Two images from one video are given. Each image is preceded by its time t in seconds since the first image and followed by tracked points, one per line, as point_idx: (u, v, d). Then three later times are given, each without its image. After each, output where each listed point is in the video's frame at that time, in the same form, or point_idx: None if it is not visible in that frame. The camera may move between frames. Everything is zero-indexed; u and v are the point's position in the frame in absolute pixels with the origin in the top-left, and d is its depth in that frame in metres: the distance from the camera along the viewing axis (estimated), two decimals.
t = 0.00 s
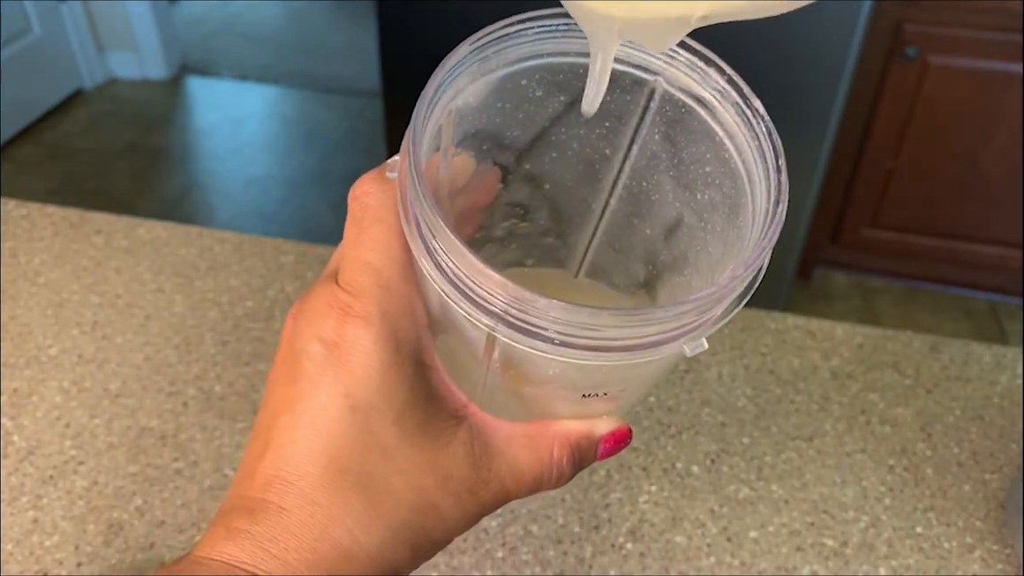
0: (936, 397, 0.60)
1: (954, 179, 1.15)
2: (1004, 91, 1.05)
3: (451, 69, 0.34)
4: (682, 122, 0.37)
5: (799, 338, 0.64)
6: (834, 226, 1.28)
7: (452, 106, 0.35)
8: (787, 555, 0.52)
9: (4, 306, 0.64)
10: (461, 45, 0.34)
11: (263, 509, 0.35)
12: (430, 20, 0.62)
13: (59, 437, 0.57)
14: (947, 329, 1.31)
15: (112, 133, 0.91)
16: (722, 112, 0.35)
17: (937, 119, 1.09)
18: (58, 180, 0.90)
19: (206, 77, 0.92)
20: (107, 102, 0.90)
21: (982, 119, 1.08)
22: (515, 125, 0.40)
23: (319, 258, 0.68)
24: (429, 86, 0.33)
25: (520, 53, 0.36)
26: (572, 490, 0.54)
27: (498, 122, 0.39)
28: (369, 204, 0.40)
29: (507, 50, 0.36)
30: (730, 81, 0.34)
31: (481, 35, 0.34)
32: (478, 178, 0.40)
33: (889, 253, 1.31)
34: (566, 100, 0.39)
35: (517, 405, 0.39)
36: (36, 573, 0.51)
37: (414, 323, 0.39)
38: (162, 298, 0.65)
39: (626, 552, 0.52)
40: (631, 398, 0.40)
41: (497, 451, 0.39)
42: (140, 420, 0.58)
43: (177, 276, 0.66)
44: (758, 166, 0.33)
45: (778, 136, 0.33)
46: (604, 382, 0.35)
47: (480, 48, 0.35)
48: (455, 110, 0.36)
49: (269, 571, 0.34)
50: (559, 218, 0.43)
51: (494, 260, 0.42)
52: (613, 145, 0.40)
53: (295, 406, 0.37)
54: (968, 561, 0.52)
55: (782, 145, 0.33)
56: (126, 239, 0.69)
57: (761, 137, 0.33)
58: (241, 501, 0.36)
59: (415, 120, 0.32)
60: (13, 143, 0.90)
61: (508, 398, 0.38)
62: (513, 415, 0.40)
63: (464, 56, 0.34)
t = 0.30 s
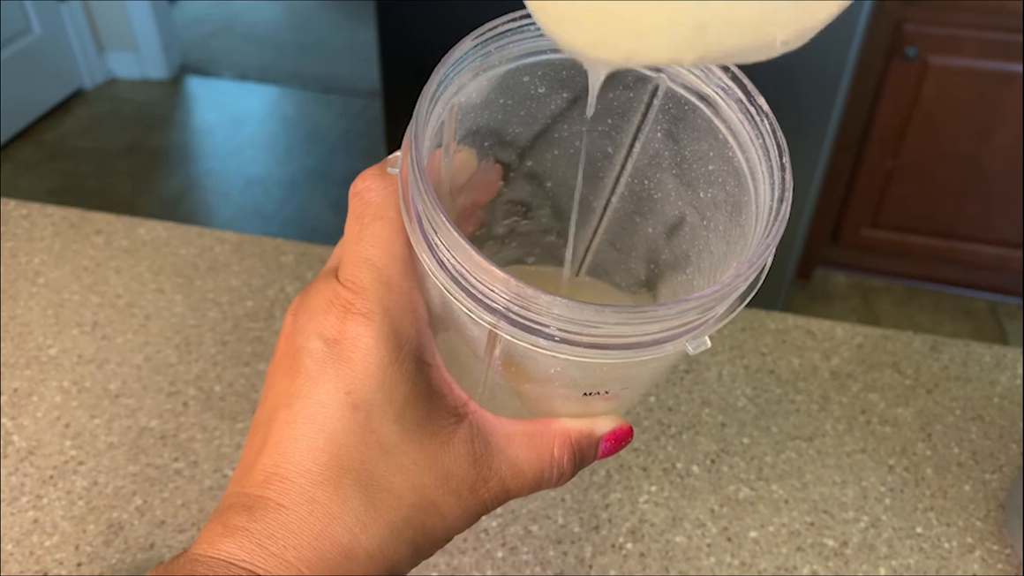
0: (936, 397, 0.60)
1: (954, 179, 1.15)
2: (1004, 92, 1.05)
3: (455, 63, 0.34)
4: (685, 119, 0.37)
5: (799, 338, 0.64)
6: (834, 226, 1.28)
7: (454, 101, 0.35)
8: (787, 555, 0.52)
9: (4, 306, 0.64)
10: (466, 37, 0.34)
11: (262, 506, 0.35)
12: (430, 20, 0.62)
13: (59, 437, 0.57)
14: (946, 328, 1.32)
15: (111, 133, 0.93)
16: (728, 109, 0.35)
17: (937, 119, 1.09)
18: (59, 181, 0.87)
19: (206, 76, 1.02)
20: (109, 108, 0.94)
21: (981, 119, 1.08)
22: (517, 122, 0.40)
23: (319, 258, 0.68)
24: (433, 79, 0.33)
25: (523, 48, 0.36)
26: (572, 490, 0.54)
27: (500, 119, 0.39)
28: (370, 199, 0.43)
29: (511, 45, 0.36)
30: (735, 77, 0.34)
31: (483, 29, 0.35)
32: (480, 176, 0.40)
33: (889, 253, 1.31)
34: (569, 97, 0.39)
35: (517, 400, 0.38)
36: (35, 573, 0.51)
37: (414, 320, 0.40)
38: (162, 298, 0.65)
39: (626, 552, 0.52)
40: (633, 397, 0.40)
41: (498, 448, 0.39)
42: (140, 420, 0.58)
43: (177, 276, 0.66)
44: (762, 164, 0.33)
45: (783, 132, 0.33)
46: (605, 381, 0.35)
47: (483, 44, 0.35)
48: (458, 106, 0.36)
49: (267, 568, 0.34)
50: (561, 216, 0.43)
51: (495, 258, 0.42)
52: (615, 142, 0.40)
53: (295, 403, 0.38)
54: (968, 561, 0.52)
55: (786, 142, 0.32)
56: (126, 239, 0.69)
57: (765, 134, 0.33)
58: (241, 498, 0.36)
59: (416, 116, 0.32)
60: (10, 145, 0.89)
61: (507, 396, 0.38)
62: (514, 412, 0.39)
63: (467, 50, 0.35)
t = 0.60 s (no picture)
0: (936, 397, 0.60)
1: (954, 180, 1.15)
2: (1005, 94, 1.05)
3: (460, 63, 0.34)
4: (689, 121, 0.37)
5: (799, 338, 0.64)
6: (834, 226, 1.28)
7: (460, 100, 0.35)
8: (787, 555, 0.52)
9: (4, 306, 0.64)
10: (471, 37, 0.34)
11: (264, 500, 0.36)
12: (430, 19, 0.62)
13: (59, 437, 0.57)
14: (947, 328, 1.32)
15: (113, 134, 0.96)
16: (732, 111, 0.34)
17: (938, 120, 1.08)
18: (60, 182, 0.90)
19: (205, 77, 0.95)
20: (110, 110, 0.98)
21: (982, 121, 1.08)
22: (523, 124, 0.40)
23: (319, 258, 0.68)
24: (440, 77, 0.33)
25: (527, 49, 0.37)
26: (571, 490, 0.55)
27: (505, 120, 0.39)
28: (375, 196, 0.42)
29: (514, 47, 0.36)
30: (738, 78, 0.34)
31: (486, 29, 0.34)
32: (484, 176, 0.40)
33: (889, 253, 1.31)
34: (574, 98, 0.40)
35: (519, 399, 0.38)
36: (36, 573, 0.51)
37: (418, 316, 0.39)
38: (162, 298, 0.65)
39: (626, 552, 0.52)
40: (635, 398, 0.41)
41: (500, 446, 0.39)
42: (140, 420, 0.58)
43: (177, 276, 0.66)
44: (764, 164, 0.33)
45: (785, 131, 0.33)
46: (610, 378, 0.35)
47: (488, 43, 0.35)
48: (464, 105, 0.36)
49: (268, 563, 0.34)
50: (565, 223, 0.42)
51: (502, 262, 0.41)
52: (618, 145, 0.41)
53: (298, 397, 0.38)
54: (968, 561, 0.52)
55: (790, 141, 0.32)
56: (126, 239, 0.69)
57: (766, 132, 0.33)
58: (243, 492, 0.37)
59: (424, 112, 0.32)
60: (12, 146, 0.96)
61: (510, 394, 0.38)
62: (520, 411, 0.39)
63: (472, 49, 0.34)
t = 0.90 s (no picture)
0: (936, 397, 0.60)
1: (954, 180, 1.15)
2: (1005, 94, 1.05)
3: (443, 60, 0.34)
4: (670, 116, 0.37)
5: (800, 338, 0.64)
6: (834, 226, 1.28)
7: (443, 96, 0.35)
8: (787, 555, 0.52)
9: (4, 306, 0.64)
10: (455, 35, 0.34)
11: (252, 496, 0.36)
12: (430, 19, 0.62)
13: (59, 437, 0.57)
14: (946, 329, 1.32)
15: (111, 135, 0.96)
16: (713, 106, 0.35)
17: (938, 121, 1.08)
18: (60, 180, 0.89)
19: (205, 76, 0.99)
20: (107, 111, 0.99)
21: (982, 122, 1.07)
22: (505, 122, 0.40)
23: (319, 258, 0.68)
24: (424, 73, 0.32)
25: (510, 47, 0.36)
26: (572, 490, 0.55)
27: (488, 118, 0.39)
28: (361, 194, 0.42)
29: (497, 44, 0.36)
30: (718, 73, 0.34)
31: (471, 26, 0.34)
32: (470, 175, 0.40)
33: (889, 253, 1.31)
34: (556, 96, 0.39)
35: (506, 393, 0.38)
36: (36, 573, 0.51)
37: (405, 313, 0.39)
38: (162, 298, 0.65)
39: (626, 552, 0.52)
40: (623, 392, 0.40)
41: (488, 440, 0.39)
42: (140, 420, 0.58)
43: (177, 276, 0.66)
44: (746, 158, 0.33)
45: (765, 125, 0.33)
46: (597, 372, 0.35)
47: (472, 41, 0.35)
48: (448, 102, 0.36)
49: (257, 559, 0.35)
50: (549, 220, 0.44)
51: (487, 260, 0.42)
52: (602, 144, 0.41)
53: (284, 394, 0.38)
54: (968, 561, 0.52)
55: (770, 134, 0.33)
56: (126, 239, 0.69)
57: (748, 125, 0.33)
58: (232, 488, 0.37)
59: (409, 106, 0.32)
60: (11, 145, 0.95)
61: (497, 391, 0.38)
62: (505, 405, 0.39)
63: (456, 46, 0.34)
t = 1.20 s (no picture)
0: (936, 397, 0.60)
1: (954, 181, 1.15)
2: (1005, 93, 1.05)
3: (429, 68, 0.34)
4: (653, 123, 0.37)
5: (799, 338, 0.64)
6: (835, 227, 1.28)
7: (430, 105, 0.35)
8: (787, 555, 0.52)
9: (4, 306, 0.64)
10: (440, 43, 0.34)
11: (243, 502, 0.36)
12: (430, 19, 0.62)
13: (59, 437, 0.57)
14: (947, 328, 1.32)
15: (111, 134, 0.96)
16: (694, 112, 0.35)
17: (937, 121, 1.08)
18: (60, 181, 0.89)
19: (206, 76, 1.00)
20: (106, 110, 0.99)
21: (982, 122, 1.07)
22: (491, 129, 0.40)
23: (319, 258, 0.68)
24: (410, 82, 0.32)
25: (495, 55, 0.36)
26: (571, 490, 0.54)
27: (474, 126, 0.39)
28: (347, 201, 0.41)
29: (482, 52, 0.36)
30: (699, 79, 0.34)
31: (456, 35, 0.34)
32: (457, 182, 0.39)
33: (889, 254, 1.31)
34: (541, 103, 0.39)
35: (494, 397, 0.39)
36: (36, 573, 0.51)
37: (393, 317, 0.39)
38: (162, 298, 0.65)
39: (626, 552, 0.52)
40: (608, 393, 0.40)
41: (477, 444, 0.38)
42: (140, 420, 0.58)
43: (177, 276, 0.66)
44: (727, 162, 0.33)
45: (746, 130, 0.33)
46: (585, 374, 0.35)
47: (457, 49, 0.35)
48: (434, 110, 0.36)
49: (248, 564, 0.35)
50: (535, 225, 0.44)
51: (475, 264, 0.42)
52: (586, 150, 0.41)
53: (274, 400, 0.38)
54: (968, 561, 0.52)
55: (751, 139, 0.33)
56: (126, 239, 0.69)
57: (729, 131, 0.33)
58: (223, 494, 0.37)
59: (395, 115, 0.32)
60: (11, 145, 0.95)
61: (485, 394, 0.39)
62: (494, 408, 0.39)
63: (440, 55, 0.34)
